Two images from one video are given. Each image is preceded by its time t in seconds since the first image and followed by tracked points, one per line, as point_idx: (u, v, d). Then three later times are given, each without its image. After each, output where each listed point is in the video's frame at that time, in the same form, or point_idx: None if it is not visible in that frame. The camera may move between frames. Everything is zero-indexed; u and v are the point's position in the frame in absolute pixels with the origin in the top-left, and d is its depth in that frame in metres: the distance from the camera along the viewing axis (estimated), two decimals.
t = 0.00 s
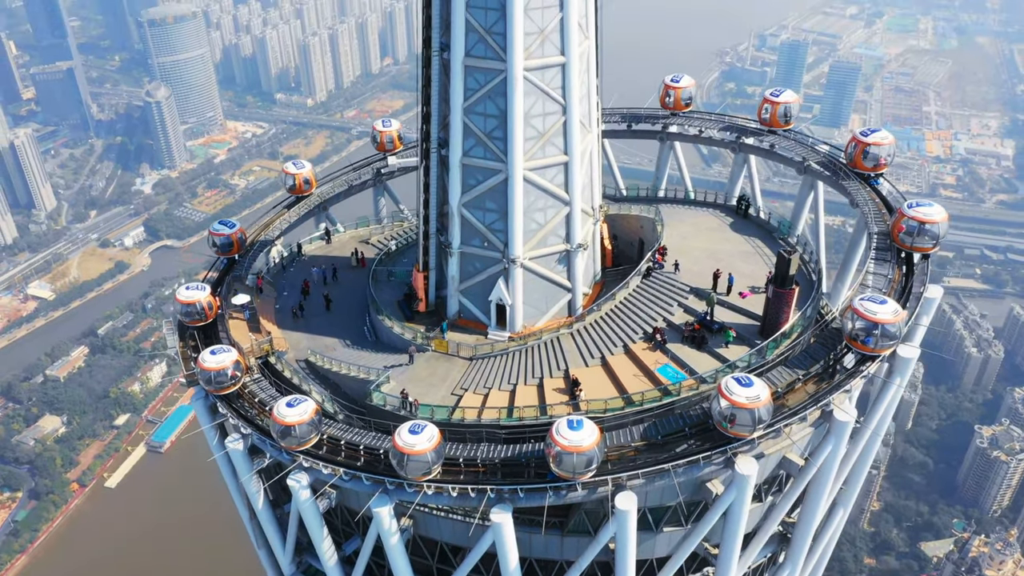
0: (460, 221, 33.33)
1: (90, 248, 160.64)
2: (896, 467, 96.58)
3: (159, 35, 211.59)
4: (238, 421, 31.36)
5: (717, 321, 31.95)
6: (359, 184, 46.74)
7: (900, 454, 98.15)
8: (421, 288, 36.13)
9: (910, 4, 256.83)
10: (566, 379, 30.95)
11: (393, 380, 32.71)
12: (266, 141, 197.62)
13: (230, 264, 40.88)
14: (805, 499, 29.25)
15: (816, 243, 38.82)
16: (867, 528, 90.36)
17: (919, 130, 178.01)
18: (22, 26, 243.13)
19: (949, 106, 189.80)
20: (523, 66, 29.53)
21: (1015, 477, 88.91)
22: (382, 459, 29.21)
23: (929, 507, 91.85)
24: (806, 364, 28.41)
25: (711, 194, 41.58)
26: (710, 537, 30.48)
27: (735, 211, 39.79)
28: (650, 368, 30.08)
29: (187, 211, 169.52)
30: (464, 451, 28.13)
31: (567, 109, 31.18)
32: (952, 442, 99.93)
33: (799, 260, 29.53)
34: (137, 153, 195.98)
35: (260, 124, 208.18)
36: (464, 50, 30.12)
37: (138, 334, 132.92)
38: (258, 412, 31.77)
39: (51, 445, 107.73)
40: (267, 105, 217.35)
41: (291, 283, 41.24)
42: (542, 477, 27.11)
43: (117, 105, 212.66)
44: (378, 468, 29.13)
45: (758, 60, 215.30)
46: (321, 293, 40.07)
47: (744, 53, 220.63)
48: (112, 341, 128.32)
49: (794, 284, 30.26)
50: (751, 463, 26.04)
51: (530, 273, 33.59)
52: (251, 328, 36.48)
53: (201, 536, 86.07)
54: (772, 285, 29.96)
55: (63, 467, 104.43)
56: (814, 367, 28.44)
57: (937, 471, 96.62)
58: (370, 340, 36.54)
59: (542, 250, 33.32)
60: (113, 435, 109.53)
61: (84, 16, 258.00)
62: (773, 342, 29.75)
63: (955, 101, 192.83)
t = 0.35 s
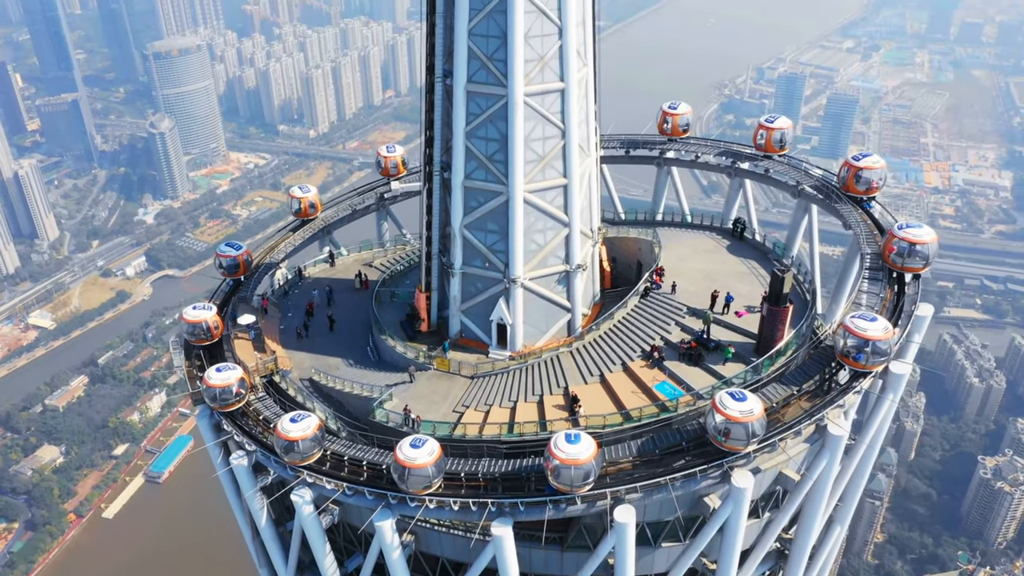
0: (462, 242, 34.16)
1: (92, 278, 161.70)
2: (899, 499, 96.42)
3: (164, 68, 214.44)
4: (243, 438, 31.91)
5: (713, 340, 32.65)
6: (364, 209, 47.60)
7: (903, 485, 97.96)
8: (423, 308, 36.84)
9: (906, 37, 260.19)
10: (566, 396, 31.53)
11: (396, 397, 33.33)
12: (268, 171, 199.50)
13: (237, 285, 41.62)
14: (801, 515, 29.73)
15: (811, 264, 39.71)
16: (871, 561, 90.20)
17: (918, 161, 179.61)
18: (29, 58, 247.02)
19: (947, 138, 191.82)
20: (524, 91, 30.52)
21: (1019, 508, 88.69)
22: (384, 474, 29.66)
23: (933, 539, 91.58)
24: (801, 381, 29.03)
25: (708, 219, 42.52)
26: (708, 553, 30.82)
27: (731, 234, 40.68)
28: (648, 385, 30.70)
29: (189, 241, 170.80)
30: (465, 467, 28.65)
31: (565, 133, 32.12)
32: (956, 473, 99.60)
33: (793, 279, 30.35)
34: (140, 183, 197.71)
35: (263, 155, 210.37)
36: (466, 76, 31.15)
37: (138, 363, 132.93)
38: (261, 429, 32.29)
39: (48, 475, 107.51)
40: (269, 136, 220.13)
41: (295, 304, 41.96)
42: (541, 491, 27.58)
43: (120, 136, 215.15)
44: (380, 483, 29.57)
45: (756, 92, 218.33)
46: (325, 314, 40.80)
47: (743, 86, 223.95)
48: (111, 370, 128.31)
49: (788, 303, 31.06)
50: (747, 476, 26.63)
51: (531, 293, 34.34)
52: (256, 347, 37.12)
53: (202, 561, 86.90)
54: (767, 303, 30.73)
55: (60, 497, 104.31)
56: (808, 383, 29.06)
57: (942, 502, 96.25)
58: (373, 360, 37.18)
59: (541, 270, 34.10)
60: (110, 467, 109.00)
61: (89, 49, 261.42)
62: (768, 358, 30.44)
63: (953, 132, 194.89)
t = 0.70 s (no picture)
0: (464, 255, 34.91)
1: (93, 299, 162.80)
2: (901, 522, 96.31)
3: (168, 91, 217.23)
4: (248, 447, 32.45)
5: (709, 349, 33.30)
6: (367, 224, 48.45)
7: (906, 508, 97.76)
8: (426, 320, 37.50)
9: (904, 61, 262.77)
10: (565, 405, 32.12)
11: (398, 407, 34.00)
12: (270, 193, 200.89)
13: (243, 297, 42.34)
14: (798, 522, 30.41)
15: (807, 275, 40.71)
16: None
17: (917, 184, 180.57)
18: (34, 81, 249.81)
19: (946, 161, 193.21)
20: (524, 107, 31.39)
21: None
22: (387, 481, 30.21)
23: (936, 562, 91.46)
24: (796, 389, 29.60)
25: (704, 234, 43.58)
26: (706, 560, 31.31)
27: (728, 247, 41.48)
28: (646, 394, 31.28)
29: (191, 262, 171.81)
30: (466, 473, 29.19)
31: (565, 148, 32.98)
32: (958, 496, 99.19)
33: (787, 290, 31.13)
34: (142, 205, 198.98)
35: (265, 176, 211.99)
36: (469, 93, 32.05)
37: (139, 384, 133.02)
38: (266, 438, 32.83)
39: (46, 496, 107.63)
40: (272, 158, 222.06)
41: (299, 317, 42.57)
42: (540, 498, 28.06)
43: (123, 158, 216.75)
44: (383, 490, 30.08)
45: (756, 115, 220.42)
46: (328, 326, 41.49)
47: (742, 110, 226.19)
48: (111, 391, 128.34)
49: (782, 313, 31.83)
50: (744, 481, 27.23)
51: (531, 304, 35.05)
52: (261, 359, 37.69)
53: None
54: (762, 313, 31.49)
55: (58, 518, 104.55)
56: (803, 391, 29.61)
57: (945, 526, 95.92)
58: (376, 371, 37.79)
59: (542, 282, 34.84)
60: (108, 488, 108.90)
61: (93, 72, 263.11)
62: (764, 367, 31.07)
63: (952, 155, 196.31)
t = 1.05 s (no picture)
0: (466, 263, 35.64)
1: (94, 315, 163.98)
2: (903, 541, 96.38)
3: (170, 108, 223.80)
4: (253, 451, 32.92)
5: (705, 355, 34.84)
6: (370, 236, 49.96)
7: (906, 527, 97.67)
8: (428, 328, 38.13)
9: (903, 80, 264.37)
10: (565, 411, 32.90)
11: (401, 412, 35.03)
12: (272, 211, 202.00)
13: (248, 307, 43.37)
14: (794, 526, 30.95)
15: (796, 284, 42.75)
16: None
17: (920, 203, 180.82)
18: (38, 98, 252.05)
19: (946, 178, 194.06)
20: (524, 119, 32.31)
21: None
22: (389, 484, 30.48)
23: None
24: (790, 393, 30.23)
25: (701, 244, 45.67)
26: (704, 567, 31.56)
27: (723, 258, 43.49)
28: (644, 399, 32.26)
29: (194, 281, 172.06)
30: (468, 477, 29.56)
31: (564, 158, 33.85)
32: (960, 513, 94.91)
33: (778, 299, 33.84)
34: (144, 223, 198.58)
35: (266, 194, 213.09)
36: (471, 106, 32.97)
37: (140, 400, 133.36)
38: (270, 444, 33.23)
39: (45, 514, 108.07)
40: (274, 176, 223.15)
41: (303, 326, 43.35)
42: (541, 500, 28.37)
43: (125, 174, 210.54)
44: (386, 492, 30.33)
45: (756, 133, 222.06)
46: (331, 334, 42.30)
47: (742, 128, 227.93)
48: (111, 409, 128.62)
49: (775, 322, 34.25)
50: (741, 483, 27.83)
51: (530, 312, 35.60)
52: (266, 365, 38.45)
53: None
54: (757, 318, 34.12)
55: (57, 536, 105.22)
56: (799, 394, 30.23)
57: (948, 545, 92.82)
58: (379, 377, 38.37)
59: (542, 291, 35.50)
60: (107, 507, 109.33)
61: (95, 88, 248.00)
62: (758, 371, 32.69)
63: (951, 173, 197.19)
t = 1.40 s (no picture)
0: (438, 254, 37.04)
1: (110, 321, 166.55)
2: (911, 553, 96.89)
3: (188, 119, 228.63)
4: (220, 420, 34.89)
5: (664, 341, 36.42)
6: (357, 232, 51.36)
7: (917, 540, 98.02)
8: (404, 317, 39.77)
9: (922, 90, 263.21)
10: (528, 394, 34.22)
11: (372, 396, 36.25)
12: (287, 219, 204.00)
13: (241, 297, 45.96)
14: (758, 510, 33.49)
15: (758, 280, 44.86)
16: None
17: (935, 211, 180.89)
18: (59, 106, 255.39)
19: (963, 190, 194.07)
20: (491, 115, 33.83)
21: None
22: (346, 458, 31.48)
23: None
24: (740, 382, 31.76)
25: (673, 239, 46.95)
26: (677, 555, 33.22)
27: (691, 252, 45.15)
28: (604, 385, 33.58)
29: (206, 283, 169.67)
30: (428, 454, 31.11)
31: (531, 153, 35.14)
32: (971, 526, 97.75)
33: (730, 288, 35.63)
34: (162, 231, 201.99)
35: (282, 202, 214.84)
36: (440, 102, 34.52)
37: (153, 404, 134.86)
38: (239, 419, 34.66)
39: (59, 517, 110.10)
40: (291, 184, 225.21)
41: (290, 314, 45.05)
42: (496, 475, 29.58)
43: (143, 182, 211.08)
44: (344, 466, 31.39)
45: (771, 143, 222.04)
46: (317, 325, 43.63)
47: (757, 138, 227.93)
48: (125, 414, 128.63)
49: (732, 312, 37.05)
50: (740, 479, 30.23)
51: (501, 301, 36.51)
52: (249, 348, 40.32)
53: None
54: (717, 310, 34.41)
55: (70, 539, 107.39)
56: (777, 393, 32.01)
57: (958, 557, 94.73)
58: (356, 364, 39.70)
59: (511, 281, 36.31)
60: (119, 510, 111.29)
61: (116, 100, 245.79)
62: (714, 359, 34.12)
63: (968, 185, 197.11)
